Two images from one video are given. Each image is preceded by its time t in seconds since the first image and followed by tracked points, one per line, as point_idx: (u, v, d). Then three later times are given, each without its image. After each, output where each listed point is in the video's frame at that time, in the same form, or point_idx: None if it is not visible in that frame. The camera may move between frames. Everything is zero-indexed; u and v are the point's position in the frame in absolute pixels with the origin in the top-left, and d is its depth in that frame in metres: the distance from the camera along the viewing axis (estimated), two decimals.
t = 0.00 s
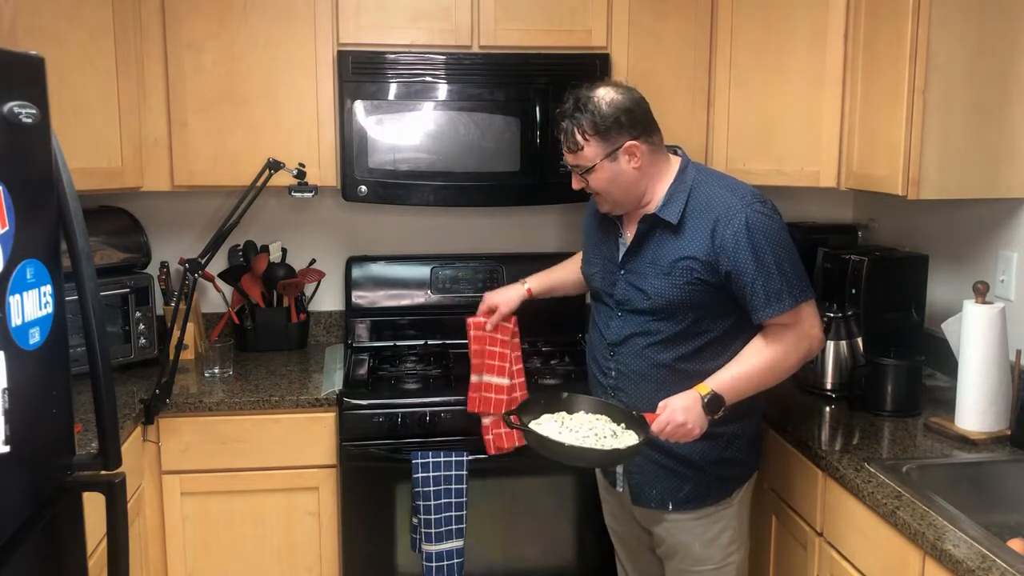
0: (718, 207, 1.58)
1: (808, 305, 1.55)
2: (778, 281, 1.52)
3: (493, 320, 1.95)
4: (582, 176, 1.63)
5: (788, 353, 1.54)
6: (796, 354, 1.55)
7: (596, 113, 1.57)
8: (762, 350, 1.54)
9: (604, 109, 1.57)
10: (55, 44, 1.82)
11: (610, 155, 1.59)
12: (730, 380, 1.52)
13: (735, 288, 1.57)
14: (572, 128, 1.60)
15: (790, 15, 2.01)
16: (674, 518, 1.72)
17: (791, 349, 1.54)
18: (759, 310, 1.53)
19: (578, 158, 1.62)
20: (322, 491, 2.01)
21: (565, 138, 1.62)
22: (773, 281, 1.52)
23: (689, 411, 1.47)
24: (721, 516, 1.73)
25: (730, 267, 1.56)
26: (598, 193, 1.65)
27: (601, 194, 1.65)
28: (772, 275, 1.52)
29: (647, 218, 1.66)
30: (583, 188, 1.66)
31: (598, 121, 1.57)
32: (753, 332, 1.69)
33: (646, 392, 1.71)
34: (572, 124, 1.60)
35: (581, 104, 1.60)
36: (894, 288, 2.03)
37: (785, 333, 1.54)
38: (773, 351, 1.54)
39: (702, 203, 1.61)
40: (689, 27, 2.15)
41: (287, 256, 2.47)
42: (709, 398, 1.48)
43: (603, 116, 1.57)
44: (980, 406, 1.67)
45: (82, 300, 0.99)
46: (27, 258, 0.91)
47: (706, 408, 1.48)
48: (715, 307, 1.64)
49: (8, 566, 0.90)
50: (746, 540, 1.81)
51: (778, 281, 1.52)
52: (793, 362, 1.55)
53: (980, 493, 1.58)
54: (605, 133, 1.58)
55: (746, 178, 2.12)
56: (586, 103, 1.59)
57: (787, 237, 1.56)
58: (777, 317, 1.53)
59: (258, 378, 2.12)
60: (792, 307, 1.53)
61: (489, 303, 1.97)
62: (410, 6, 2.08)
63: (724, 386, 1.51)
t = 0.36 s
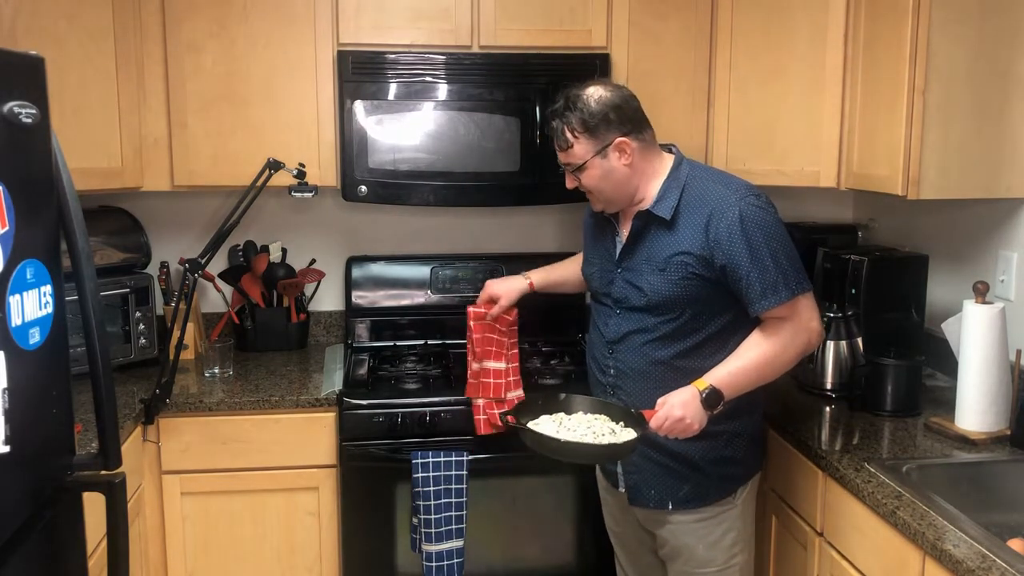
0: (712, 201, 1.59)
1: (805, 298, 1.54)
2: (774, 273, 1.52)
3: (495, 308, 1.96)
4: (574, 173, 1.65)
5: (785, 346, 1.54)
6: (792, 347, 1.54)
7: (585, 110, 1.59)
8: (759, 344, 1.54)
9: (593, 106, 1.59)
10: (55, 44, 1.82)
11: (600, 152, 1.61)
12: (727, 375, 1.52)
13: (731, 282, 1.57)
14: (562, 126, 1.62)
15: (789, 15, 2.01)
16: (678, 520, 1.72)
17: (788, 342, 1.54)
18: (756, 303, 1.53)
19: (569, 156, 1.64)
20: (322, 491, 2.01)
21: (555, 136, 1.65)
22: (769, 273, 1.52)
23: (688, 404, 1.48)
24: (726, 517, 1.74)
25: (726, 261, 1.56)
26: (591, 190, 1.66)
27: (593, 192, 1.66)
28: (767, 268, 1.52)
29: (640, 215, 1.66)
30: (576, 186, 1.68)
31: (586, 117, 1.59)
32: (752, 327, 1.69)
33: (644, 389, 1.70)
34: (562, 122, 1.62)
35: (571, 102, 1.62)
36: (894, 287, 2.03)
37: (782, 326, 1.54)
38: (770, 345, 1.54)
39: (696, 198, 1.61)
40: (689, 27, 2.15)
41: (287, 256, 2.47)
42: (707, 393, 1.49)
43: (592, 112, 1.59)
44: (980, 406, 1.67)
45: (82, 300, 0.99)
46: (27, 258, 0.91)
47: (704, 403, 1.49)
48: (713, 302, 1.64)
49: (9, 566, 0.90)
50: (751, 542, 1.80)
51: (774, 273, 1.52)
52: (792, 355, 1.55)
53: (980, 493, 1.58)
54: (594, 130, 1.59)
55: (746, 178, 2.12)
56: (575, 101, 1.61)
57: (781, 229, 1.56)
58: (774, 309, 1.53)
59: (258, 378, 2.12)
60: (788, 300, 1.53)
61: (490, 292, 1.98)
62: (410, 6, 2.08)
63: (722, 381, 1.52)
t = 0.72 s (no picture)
0: (716, 196, 1.59)
1: (807, 291, 1.55)
2: (779, 266, 1.52)
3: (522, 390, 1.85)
4: (577, 169, 1.66)
5: (788, 339, 1.54)
6: (796, 341, 1.55)
7: (588, 105, 1.61)
8: (761, 338, 1.54)
9: (597, 101, 1.61)
10: (55, 44, 1.82)
11: (604, 146, 1.61)
12: (726, 369, 1.52)
13: (736, 277, 1.58)
14: (566, 121, 1.64)
15: (789, 15, 2.01)
16: (683, 520, 1.72)
17: (791, 335, 1.54)
18: (762, 297, 1.53)
19: (572, 151, 1.65)
20: (322, 491, 2.01)
21: (560, 132, 1.66)
22: (773, 267, 1.52)
23: (681, 395, 1.49)
24: (732, 518, 1.73)
25: (731, 255, 1.56)
26: (594, 187, 1.67)
27: (596, 188, 1.67)
28: (772, 260, 1.52)
29: (645, 212, 1.67)
30: (579, 183, 1.68)
31: (590, 112, 1.61)
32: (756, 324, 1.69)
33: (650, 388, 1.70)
34: (566, 117, 1.64)
35: (574, 98, 1.64)
36: (894, 287, 2.03)
37: (785, 320, 1.54)
38: (775, 339, 1.54)
39: (700, 194, 1.62)
40: (689, 27, 2.15)
41: (288, 256, 2.47)
42: (702, 384, 1.49)
43: (595, 107, 1.61)
44: (979, 406, 1.67)
45: (82, 300, 0.99)
46: (27, 258, 0.91)
47: (699, 395, 1.49)
48: (717, 298, 1.64)
49: (8, 566, 0.90)
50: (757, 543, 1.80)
51: (779, 266, 1.52)
52: (790, 349, 1.55)
53: (980, 494, 1.58)
54: (597, 124, 1.61)
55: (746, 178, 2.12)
56: (579, 97, 1.63)
57: (784, 223, 1.57)
58: (778, 302, 1.53)
59: (258, 378, 2.12)
60: (793, 293, 1.53)
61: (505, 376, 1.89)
62: (410, 6, 2.09)
63: (718, 374, 1.52)
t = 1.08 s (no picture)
0: (721, 191, 1.60)
1: (810, 284, 1.56)
2: (785, 259, 1.54)
3: (499, 364, 1.87)
4: (580, 167, 1.65)
5: (794, 331, 1.55)
6: (800, 334, 1.56)
7: (592, 103, 1.61)
8: (765, 329, 1.54)
9: (600, 99, 1.61)
10: (55, 44, 1.82)
11: (607, 144, 1.61)
12: (729, 358, 1.52)
13: (743, 271, 1.58)
14: (569, 119, 1.64)
15: (789, 15, 2.01)
16: (688, 518, 1.72)
17: (796, 328, 1.55)
18: (769, 289, 1.54)
19: (575, 149, 1.64)
20: (322, 491, 2.01)
21: (562, 130, 1.66)
22: (780, 259, 1.54)
23: (682, 378, 1.48)
24: (736, 516, 1.73)
25: (738, 249, 1.57)
26: (597, 185, 1.66)
27: (599, 186, 1.66)
28: (778, 253, 1.54)
29: (650, 208, 1.67)
30: (582, 182, 1.68)
31: (594, 110, 1.61)
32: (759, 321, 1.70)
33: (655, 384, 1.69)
34: (569, 115, 1.63)
35: (578, 96, 1.64)
36: (894, 287, 2.03)
37: (789, 313, 1.55)
38: (781, 331, 1.54)
39: (705, 190, 1.63)
40: (689, 27, 2.15)
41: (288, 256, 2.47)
42: (705, 371, 1.48)
43: (599, 105, 1.61)
44: (979, 406, 1.67)
45: (81, 300, 0.99)
46: (27, 258, 0.91)
47: (701, 381, 1.48)
48: (722, 293, 1.65)
49: (8, 566, 0.90)
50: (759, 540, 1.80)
51: (785, 259, 1.54)
52: (794, 341, 1.55)
53: (980, 494, 1.58)
54: (600, 122, 1.61)
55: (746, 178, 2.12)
56: (582, 95, 1.63)
57: (788, 217, 1.59)
58: (785, 295, 1.54)
59: (258, 378, 2.12)
60: (800, 284, 1.54)
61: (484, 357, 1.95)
62: (410, 6, 2.09)
63: (721, 363, 1.51)
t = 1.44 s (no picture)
0: (722, 192, 1.61)
1: (808, 286, 1.56)
2: (784, 260, 1.54)
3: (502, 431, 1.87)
4: (590, 164, 1.63)
5: (791, 333, 1.56)
6: (798, 336, 1.56)
7: (599, 99, 1.61)
8: (763, 331, 1.55)
9: (608, 94, 1.61)
10: (55, 44, 1.82)
11: (618, 137, 1.61)
12: (726, 360, 1.52)
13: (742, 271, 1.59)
14: (577, 114, 1.62)
15: (789, 15, 2.01)
16: (683, 516, 1.72)
17: (793, 330, 1.56)
18: (768, 290, 1.54)
19: (585, 144, 1.62)
20: (322, 491, 2.01)
21: (569, 126, 1.64)
22: (780, 260, 1.54)
23: (681, 382, 1.48)
24: (732, 514, 1.73)
25: (737, 249, 1.58)
26: (607, 181, 1.64)
27: (609, 181, 1.64)
28: (777, 254, 1.54)
29: (651, 208, 1.67)
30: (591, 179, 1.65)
31: (603, 104, 1.61)
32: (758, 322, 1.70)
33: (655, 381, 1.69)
34: (577, 111, 1.62)
35: (583, 92, 1.63)
36: (895, 287, 2.02)
37: (787, 315, 1.55)
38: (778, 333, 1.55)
39: (706, 191, 1.63)
40: (689, 27, 2.15)
41: (288, 256, 2.47)
42: (702, 373, 1.49)
43: (608, 100, 1.61)
44: (979, 406, 1.67)
45: (81, 300, 0.99)
46: (27, 258, 0.91)
47: (699, 383, 1.48)
48: (721, 294, 1.65)
49: (8, 566, 0.90)
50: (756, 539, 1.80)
51: (785, 260, 1.54)
52: (789, 345, 1.55)
53: (980, 494, 1.58)
54: (610, 117, 1.60)
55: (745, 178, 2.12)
56: (589, 91, 1.62)
57: (788, 219, 1.59)
58: (784, 295, 1.54)
59: (258, 378, 2.12)
60: (799, 286, 1.54)
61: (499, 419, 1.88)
62: (410, 6, 2.08)
63: (718, 364, 1.52)
